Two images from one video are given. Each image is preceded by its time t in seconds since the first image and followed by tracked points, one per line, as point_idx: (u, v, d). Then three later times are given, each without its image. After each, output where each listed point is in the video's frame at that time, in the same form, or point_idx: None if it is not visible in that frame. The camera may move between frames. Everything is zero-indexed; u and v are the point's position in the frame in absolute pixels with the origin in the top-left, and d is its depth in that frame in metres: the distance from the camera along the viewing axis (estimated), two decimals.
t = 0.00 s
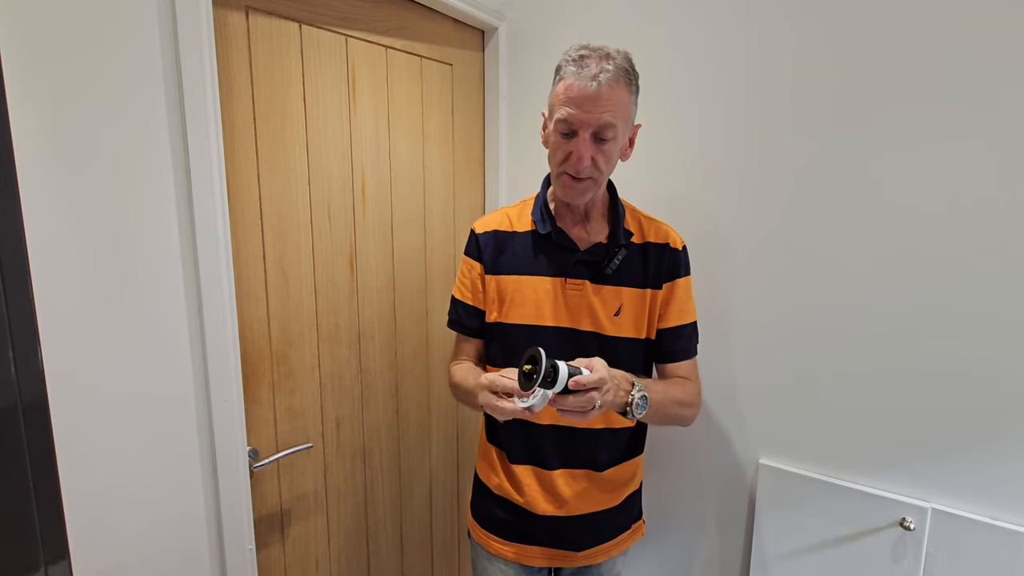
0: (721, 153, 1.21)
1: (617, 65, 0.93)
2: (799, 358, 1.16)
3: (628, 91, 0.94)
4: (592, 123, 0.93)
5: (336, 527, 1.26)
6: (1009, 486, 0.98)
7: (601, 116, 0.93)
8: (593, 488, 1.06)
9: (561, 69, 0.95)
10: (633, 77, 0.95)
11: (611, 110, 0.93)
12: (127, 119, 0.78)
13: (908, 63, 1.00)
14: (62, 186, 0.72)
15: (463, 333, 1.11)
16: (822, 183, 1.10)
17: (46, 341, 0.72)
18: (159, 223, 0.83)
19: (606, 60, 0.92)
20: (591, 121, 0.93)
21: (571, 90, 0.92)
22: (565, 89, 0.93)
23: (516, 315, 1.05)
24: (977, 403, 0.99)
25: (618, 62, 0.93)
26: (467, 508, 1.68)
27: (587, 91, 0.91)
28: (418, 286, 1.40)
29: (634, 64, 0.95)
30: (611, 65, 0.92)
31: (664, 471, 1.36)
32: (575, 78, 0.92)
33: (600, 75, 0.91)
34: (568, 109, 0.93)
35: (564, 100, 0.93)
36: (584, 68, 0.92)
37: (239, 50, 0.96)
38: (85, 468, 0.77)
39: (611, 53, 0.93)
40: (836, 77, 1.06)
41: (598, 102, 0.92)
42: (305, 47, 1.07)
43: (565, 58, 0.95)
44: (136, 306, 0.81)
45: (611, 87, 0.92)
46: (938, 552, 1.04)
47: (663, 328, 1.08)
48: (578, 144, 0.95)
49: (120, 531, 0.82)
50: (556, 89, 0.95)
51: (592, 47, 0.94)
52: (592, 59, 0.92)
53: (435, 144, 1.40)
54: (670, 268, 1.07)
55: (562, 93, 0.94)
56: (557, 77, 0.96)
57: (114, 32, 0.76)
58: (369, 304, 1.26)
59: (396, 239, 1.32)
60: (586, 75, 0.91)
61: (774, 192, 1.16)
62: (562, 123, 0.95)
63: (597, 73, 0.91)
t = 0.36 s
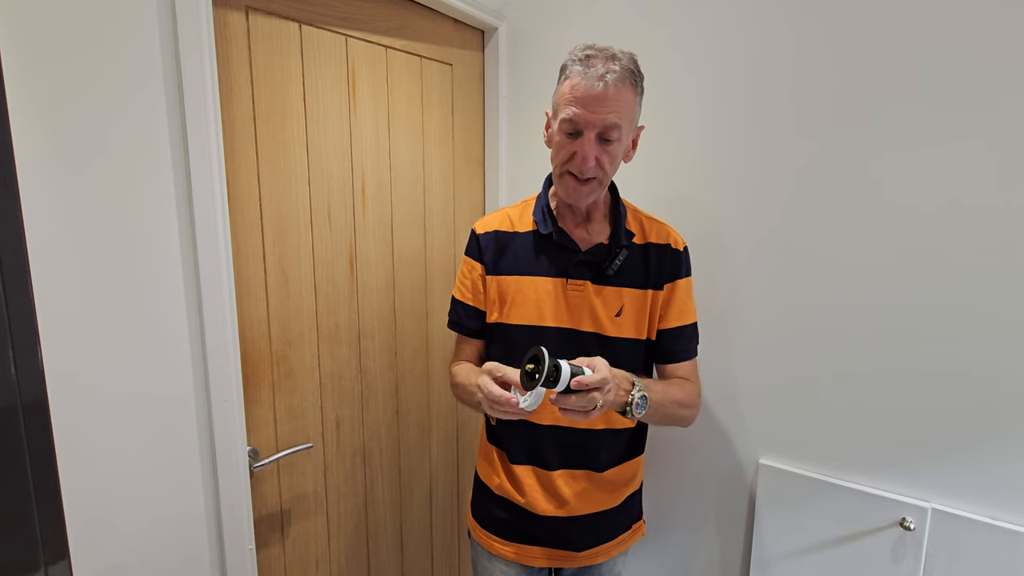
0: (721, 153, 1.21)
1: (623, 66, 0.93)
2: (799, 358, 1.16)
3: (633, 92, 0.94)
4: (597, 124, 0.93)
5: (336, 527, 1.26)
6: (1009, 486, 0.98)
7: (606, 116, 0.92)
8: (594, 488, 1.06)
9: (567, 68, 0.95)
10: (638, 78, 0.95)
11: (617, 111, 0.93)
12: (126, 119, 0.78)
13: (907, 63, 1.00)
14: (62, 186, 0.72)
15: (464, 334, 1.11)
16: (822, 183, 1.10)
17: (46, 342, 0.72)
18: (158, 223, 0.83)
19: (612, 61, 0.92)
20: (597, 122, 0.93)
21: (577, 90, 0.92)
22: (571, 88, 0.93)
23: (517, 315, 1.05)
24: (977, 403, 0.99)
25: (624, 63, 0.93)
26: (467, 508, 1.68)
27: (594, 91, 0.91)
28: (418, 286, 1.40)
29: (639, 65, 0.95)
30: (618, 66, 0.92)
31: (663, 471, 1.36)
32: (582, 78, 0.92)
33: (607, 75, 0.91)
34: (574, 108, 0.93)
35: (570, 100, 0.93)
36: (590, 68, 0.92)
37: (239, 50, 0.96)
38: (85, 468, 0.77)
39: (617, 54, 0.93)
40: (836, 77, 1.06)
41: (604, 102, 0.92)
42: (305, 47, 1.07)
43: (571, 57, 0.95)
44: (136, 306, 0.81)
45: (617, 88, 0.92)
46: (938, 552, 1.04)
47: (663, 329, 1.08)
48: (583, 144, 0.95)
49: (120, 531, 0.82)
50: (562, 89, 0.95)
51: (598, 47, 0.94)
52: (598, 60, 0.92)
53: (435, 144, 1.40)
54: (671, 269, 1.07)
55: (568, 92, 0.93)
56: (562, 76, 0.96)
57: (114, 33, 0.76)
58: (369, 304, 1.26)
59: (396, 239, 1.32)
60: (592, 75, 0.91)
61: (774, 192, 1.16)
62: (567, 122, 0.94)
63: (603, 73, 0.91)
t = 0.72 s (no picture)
0: (721, 153, 1.21)
1: (628, 66, 0.93)
2: (800, 359, 1.16)
3: (638, 92, 0.94)
4: (602, 124, 0.93)
5: (336, 527, 1.26)
6: (1009, 486, 0.98)
7: (611, 116, 0.92)
8: (595, 489, 1.06)
9: (573, 67, 0.95)
10: (644, 79, 0.95)
11: (621, 111, 0.93)
12: (126, 119, 0.78)
13: (908, 63, 1.00)
14: (62, 187, 0.72)
15: (465, 334, 1.11)
16: (823, 183, 1.10)
17: (46, 342, 0.72)
18: (159, 223, 0.83)
19: (618, 61, 0.92)
20: (601, 122, 0.93)
21: (582, 89, 0.92)
22: (576, 87, 0.93)
23: (519, 316, 1.05)
24: (977, 403, 0.99)
25: (629, 63, 0.93)
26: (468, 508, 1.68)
27: (599, 90, 0.91)
28: (418, 286, 1.40)
29: (644, 66, 0.95)
30: (623, 66, 0.92)
31: (664, 471, 1.36)
32: (587, 77, 0.92)
33: (612, 75, 0.91)
34: (579, 107, 0.93)
35: (575, 99, 0.93)
36: (596, 67, 0.92)
37: (239, 50, 0.96)
38: (85, 468, 0.77)
39: (623, 55, 0.93)
40: (837, 77, 1.06)
41: (609, 102, 0.92)
42: (304, 47, 1.07)
43: (577, 56, 0.95)
44: (136, 306, 0.81)
45: (622, 88, 0.92)
46: (938, 552, 1.04)
47: (665, 330, 1.08)
48: (587, 144, 0.95)
49: (120, 531, 0.82)
50: (567, 87, 0.95)
51: (604, 47, 0.94)
52: (604, 59, 0.92)
53: (435, 144, 1.40)
54: (674, 270, 1.07)
55: (573, 92, 0.93)
56: (568, 75, 0.96)
57: (113, 32, 0.75)
58: (369, 304, 1.26)
59: (396, 239, 1.32)
60: (598, 75, 0.91)
61: (775, 192, 1.16)
62: (571, 121, 0.94)
63: (609, 73, 0.91)
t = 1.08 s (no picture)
0: (721, 153, 1.21)
1: (636, 67, 0.93)
2: (800, 359, 1.16)
3: (645, 94, 0.94)
4: (608, 125, 0.93)
5: (336, 527, 1.26)
6: (1009, 486, 0.98)
7: (617, 118, 0.93)
8: (595, 489, 1.07)
9: (580, 66, 0.94)
10: (651, 81, 0.95)
11: (628, 113, 0.93)
12: (126, 119, 0.78)
13: (908, 63, 1.00)
14: (62, 187, 0.72)
15: (465, 334, 1.09)
16: (823, 183, 1.10)
17: (46, 342, 0.72)
18: (159, 223, 0.83)
19: (626, 62, 0.92)
20: (608, 123, 0.93)
21: (589, 89, 0.92)
22: (583, 87, 0.92)
23: (520, 316, 1.05)
24: (977, 403, 0.99)
25: (637, 65, 0.93)
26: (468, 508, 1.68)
27: (606, 91, 0.91)
28: (418, 287, 1.40)
29: (652, 68, 0.95)
30: (631, 67, 0.92)
31: (664, 471, 1.36)
32: (594, 77, 0.91)
33: (620, 76, 0.91)
34: (585, 107, 0.93)
35: (582, 98, 0.93)
36: (604, 67, 0.92)
37: (239, 50, 0.96)
38: (85, 468, 0.77)
39: (631, 56, 0.93)
40: (837, 77, 1.06)
41: (616, 103, 0.92)
42: (304, 47, 1.07)
43: (585, 55, 0.95)
44: (136, 306, 0.81)
45: (630, 90, 0.92)
46: (938, 552, 1.04)
47: (667, 331, 1.08)
48: (593, 145, 0.95)
49: (120, 531, 0.82)
50: (573, 87, 0.95)
51: (612, 47, 0.94)
52: (612, 59, 0.92)
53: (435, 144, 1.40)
54: (675, 272, 1.07)
55: (580, 91, 0.93)
56: (575, 74, 0.96)
57: (113, 32, 0.75)
58: (369, 304, 1.26)
59: (396, 239, 1.32)
60: (606, 75, 0.91)
61: (774, 192, 1.16)
62: (577, 121, 0.94)
63: (617, 74, 0.91)
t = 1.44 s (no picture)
0: (721, 153, 1.21)
1: (640, 70, 0.92)
2: (800, 359, 1.16)
3: (648, 97, 0.94)
4: (610, 128, 0.93)
5: (336, 527, 1.26)
6: (1009, 486, 0.98)
7: (620, 121, 0.92)
8: (595, 489, 1.06)
9: (584, 67, 0.94)
10: (655, 85, 0.95)
11: (631, 116, 0.93)
12: (126, 119, 0.78)
13: (908, 63, 1.00)
14: (61, 186, 0.72)
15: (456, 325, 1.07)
16: (823, 183, 1.10)
17: (46, 341, 0.72)
18: (158, 223, 0.83)
19: (630, 64, 0.92)
20: (610, 126, 0.93)
21: (592, 91, 0.92)
22: (586, 89, 0.92)
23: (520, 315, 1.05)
24: (977, 403, 0.99)
25: (641, 68, 0.93)
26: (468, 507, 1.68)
27: (609, 94, 0.91)
28: (418, 287, 1.40)
29: (656, 70, 0.95)
30: (635, 70, 0.92)
31: (664, 471, 1.36)
32: (598, 79, 0.91)
33: (624, 80, 0.91)
34: (588, 110, 0.93)
35: (585, 101, 0.93)
36: (608, 70, 0.91)
37: (239, 50, 0.96)
38: (85, 468, 0.77)
39: (636, 59, 0.93)
40: (837, 77, 1.06)
41: (619, 106, 0.92)
42: (304, 47, 1.07)
43: (589, 56, 0.94)
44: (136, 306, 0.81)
45: (633, 93, 0.92)
46: (938, 552, 1.04)
47: (667, 333, 1.08)
48: (594, 148, 0.95)
49: (120, 530, 0.82)
50: (577, 88, 0.94)
51: (616, 49, 0.93)
52: (616, 62, 0.92)
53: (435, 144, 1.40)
54: (676, 273, 1.08)
55: (583, 93, 0.93)
56: (578, 75, 0.96)
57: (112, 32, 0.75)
58: (369, 304, 1.26)
59: (396, 239, 1.32)
60: (609, 78, 0.91)
61: (774, 192, 1.16)
62: (579, 123, 0.94)
63: (620, 77, 0.91)
